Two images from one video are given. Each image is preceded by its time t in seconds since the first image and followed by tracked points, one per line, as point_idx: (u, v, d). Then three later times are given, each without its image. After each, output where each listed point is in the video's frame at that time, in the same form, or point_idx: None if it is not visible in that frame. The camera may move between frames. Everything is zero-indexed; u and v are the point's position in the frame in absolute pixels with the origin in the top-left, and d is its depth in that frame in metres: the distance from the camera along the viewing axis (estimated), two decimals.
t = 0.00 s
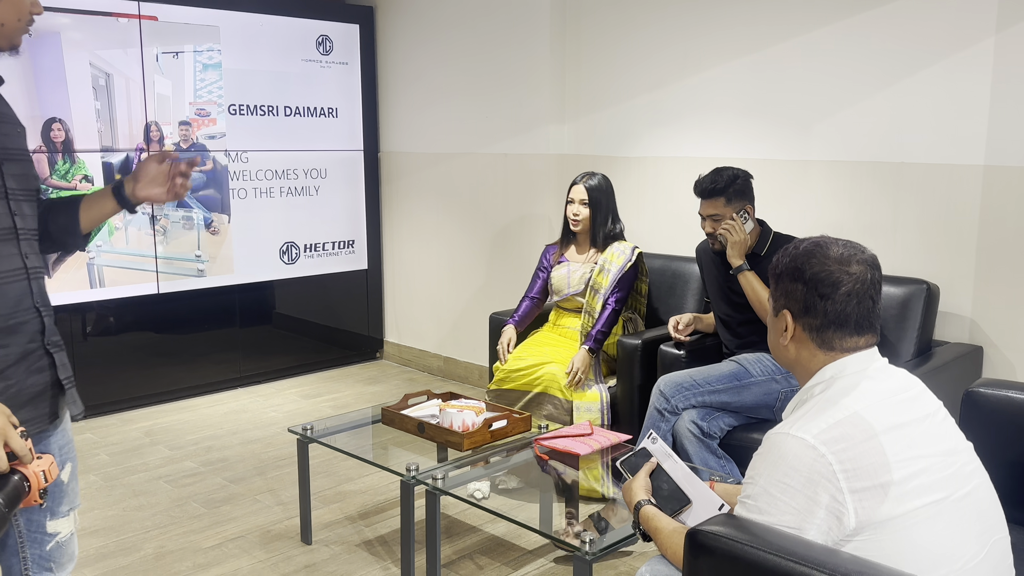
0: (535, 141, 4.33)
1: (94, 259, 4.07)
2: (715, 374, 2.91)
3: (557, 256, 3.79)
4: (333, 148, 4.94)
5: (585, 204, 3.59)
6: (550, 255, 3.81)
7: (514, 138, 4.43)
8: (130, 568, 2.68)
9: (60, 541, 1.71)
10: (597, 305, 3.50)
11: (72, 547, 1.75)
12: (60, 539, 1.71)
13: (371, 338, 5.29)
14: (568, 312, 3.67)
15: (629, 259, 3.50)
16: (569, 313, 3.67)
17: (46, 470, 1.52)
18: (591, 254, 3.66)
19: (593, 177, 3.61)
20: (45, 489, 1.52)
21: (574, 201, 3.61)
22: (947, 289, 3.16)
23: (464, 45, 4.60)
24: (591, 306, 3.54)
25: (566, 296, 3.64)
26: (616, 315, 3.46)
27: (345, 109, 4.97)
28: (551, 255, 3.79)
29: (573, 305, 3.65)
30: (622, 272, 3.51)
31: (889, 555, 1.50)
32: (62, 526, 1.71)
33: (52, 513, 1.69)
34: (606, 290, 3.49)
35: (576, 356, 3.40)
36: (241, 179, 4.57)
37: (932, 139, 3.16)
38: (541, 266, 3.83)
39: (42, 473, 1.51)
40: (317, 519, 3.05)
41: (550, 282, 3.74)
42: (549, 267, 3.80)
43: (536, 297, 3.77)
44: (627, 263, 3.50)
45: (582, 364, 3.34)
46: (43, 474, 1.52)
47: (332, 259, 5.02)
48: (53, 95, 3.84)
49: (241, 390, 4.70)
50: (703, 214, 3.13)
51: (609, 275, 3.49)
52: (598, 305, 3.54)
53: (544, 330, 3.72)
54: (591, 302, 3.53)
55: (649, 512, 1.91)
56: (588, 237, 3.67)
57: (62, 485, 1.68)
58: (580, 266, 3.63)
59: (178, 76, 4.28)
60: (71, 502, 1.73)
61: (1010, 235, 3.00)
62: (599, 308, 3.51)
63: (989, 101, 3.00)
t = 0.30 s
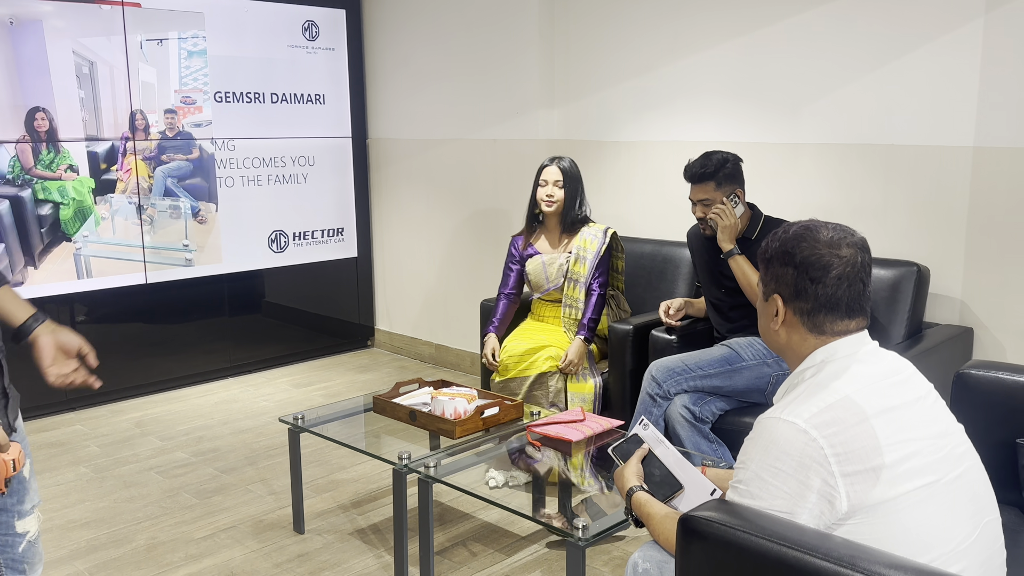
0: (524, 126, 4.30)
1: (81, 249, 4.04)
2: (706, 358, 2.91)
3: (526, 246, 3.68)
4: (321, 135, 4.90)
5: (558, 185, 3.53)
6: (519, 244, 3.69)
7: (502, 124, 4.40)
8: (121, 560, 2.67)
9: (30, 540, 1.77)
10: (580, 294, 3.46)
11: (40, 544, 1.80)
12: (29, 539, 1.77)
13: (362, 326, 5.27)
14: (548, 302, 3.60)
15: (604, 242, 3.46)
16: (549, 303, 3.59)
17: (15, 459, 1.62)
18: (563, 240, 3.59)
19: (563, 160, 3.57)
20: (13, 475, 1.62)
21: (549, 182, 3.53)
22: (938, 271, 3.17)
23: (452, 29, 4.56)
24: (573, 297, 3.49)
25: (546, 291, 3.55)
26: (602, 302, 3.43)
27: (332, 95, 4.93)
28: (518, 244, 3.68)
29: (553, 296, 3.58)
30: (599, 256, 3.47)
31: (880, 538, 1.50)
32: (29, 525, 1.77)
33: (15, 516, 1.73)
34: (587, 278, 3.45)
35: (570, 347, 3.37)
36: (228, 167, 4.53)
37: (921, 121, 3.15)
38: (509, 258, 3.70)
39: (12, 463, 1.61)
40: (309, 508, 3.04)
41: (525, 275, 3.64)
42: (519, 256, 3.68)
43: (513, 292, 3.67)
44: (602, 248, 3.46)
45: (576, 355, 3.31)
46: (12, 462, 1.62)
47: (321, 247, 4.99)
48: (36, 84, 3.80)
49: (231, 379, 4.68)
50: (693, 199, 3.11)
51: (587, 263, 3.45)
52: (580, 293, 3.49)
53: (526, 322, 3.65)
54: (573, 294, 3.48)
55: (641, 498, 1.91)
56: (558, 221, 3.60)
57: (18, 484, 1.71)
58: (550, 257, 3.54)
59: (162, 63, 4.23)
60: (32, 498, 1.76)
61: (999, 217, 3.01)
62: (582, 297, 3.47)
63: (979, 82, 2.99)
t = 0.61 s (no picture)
0: (513, 116, 4.29)
1: (69, 245, 4.02)
2: (696, 346, 2.92)
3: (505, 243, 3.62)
4: (309, 127, 4.88)
5: (546, 179, 3.49)
6: (497, 238, 3.67)
7: (490, 114, 4.39)
8: (114, 555, 2.68)
9: (9, 540, 1.88)
10: (553, 292, 3.47)
11: (17, 546, 1.91)
12: (8, 539, 1.88)
13: (353, 319, 5.27)
14: (530, 298, 3.60)
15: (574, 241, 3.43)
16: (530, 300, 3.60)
17: (17, 442, 1.87)
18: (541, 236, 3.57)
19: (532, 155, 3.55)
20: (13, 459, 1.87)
21: (535, 176, 3.48)
22: (926, 256, 3.18)
23: (439, 19, 4.54)
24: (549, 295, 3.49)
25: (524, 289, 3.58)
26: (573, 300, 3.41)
27: (319, 87, 4.91)
28: (496, 240, 3.65)
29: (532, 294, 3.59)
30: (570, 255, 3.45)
31: (869, 523, 1.51)
32: (9, 526, 1.88)
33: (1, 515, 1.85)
34: (558, 277, 3.45)
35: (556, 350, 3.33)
36: (216, 161, 4.51)
37: (907, 107, 3.16)
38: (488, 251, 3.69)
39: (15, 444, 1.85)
40: (302, 501, 3.05)
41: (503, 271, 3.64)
42: (497, 250, 3.67)
43: (493, 287, 3.66)
44: (573, 246, 3.44)
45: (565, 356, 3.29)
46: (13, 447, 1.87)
47: (311, 240, 4.98)
48: (21, 80, 3.77)
49: (222, 373, 4.68)
50: (681, 187, 3.12)
51: (559, 262, 3.44)
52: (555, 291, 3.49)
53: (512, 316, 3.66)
54: (548, 292, 3.49)
55: (632, 487, 1.91)
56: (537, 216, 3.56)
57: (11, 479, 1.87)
58: (525, 254, 3.55)
59: (148, 56, 4.21)
60: (16, 498, 1.89)
61: (986, 203, 3.02)
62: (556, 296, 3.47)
63: (965, 67, 3.00)
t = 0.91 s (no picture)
0: (503, 110, 4.29)
1: (58, 244, 4.01)
2: (688, 338, 2.92)
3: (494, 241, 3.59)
4: (298, 123, 4.86)
5: (534, 176, 3.49)
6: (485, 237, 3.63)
7: (480, 109, 4.38)
8: (107, 554, 2.67)
9: (6, 536, 1.88)
10: (550, 284, 3.46)
11: (14, 542, 1.90)
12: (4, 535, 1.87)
13: (345, 315, 5.26)
14: (525, 293, 3.59)
15: (565, 231, 3.43)
16: (525, 295, 3.59)
17: (23, 444, 1.87)
18: (530, 233, 3.55)
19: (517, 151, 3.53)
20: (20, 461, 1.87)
21: (524, 174, 3.47)
22: (915, 246, 3.19)
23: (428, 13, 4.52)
24: (543, 288, 3.48)
25: (518, 285, 3.58)
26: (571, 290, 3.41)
27: (308, 82, 4.89)
28: (483, 238, 3.62)
29: (528, 287, 3.58)
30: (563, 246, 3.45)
31: (859, 513, 1.51)
32: (7, 521, 1.87)
33: None
34: (552, 269, 3.44)
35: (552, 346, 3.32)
36: (205, 158, 4.49)
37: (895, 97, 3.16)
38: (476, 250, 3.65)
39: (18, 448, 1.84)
40: (296, 498, 3.05)
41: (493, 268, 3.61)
42: (486, 248, 3.63)
43: (479, 285, 3.63)
44: (565, 237, 3.43)
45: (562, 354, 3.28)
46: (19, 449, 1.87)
47: (302, 236, 4.97)
48: (8, 79, 3.75)
49: (215, 371, 4.67)
50: (669, 179, 3.12)
51: (552, 254, 3.43)
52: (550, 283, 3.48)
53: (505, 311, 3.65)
54: (542, 285, 3.48)
55: (624, 479, 1.92)
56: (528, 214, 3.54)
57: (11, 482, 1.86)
58: (517, 250, 3.54)
59: (135, 54, 4.18)
60: (15, 493, 1.89)
61: (974, 192, 3.03)
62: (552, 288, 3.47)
63: (952, 56, 3.01)
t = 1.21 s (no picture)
0: (497, 107, 4.28)
1: (52, 245, 3.99)
2: (684, 333, 2.92)
3: (492, 240, 3.58)
4: (292, 121, 4.85)
5: (525, 176, 3.48)
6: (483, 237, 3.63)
7: (474, 105, 4.37)
8: (105, 556, 2.67)
9: (10, 538, 1.78)
10: (553, 281, 3.43)
11: (18, 544, 1.81)
12: (8, 536, 1.78)
13: (341, 313, 5.25)
14: (524, 288, 3.59)
15: (567, 226, 3.42)
16: (524, 290, 3.59)
17: (30, 448, 1.67)
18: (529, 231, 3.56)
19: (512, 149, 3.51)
20: (27, 466, 1.68)
21: (515, 175, 3.46)
22: (909, 239, 3.19)
23: (420, 11, 4.51)
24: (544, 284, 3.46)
25: (518, 280, 3.57)
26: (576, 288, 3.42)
27: (301, 81, 4.88)
28: (483, 239, 3.61)
29: (527, 282, 3.57)
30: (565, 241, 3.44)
31: (856, 507, 1.51)
32: (13, 523, 1.78)
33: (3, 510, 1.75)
34: (556, 265, 3.43)
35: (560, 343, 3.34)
36: (198, 157, 4.48)
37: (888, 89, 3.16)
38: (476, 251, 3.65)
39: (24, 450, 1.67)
40: (293, 497, 3.05)
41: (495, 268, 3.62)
42: (485, 249, 3.65)
43: (485, 286, 3.65)
44: (567, 232, 3.42)
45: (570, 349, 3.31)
46: (26, 452, 1.68)
47: (297, 235, 4.96)
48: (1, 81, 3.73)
49: (211, 371, 4.66)
50: (664, 175, 3.11)
51: (554, 250, 3.42)
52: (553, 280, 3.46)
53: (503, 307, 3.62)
54: (544, 281, 3.46)
55: (621, 475, 1.92)
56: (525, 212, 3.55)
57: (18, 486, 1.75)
58: (515, 246, 3.54)
59: (127, 54, 4.17)
60: (22, 497, 1.79)
61: (968, 184, 3.03)
62: (555, 284, 3.44)
63: (945, 49, 3.01)
